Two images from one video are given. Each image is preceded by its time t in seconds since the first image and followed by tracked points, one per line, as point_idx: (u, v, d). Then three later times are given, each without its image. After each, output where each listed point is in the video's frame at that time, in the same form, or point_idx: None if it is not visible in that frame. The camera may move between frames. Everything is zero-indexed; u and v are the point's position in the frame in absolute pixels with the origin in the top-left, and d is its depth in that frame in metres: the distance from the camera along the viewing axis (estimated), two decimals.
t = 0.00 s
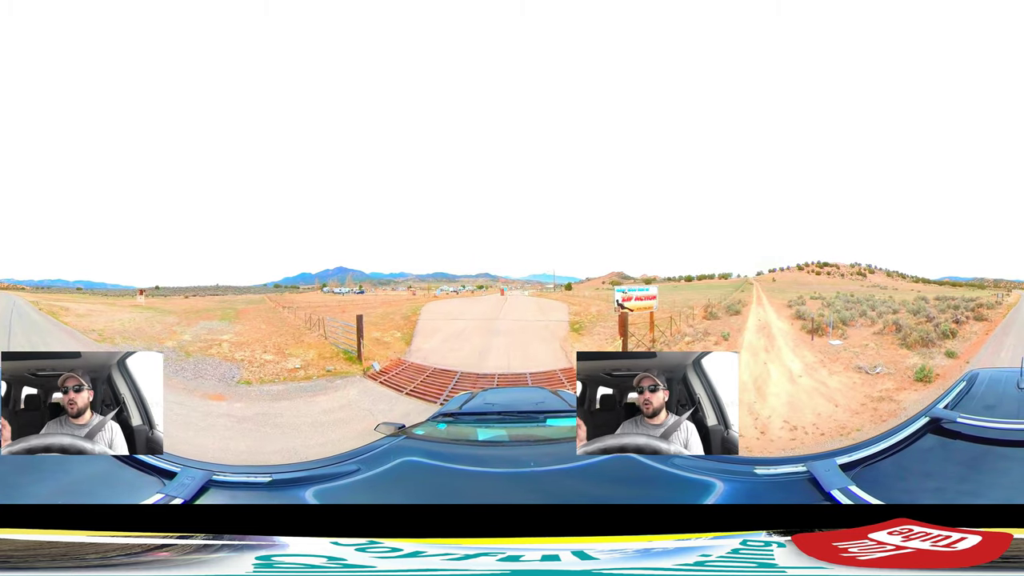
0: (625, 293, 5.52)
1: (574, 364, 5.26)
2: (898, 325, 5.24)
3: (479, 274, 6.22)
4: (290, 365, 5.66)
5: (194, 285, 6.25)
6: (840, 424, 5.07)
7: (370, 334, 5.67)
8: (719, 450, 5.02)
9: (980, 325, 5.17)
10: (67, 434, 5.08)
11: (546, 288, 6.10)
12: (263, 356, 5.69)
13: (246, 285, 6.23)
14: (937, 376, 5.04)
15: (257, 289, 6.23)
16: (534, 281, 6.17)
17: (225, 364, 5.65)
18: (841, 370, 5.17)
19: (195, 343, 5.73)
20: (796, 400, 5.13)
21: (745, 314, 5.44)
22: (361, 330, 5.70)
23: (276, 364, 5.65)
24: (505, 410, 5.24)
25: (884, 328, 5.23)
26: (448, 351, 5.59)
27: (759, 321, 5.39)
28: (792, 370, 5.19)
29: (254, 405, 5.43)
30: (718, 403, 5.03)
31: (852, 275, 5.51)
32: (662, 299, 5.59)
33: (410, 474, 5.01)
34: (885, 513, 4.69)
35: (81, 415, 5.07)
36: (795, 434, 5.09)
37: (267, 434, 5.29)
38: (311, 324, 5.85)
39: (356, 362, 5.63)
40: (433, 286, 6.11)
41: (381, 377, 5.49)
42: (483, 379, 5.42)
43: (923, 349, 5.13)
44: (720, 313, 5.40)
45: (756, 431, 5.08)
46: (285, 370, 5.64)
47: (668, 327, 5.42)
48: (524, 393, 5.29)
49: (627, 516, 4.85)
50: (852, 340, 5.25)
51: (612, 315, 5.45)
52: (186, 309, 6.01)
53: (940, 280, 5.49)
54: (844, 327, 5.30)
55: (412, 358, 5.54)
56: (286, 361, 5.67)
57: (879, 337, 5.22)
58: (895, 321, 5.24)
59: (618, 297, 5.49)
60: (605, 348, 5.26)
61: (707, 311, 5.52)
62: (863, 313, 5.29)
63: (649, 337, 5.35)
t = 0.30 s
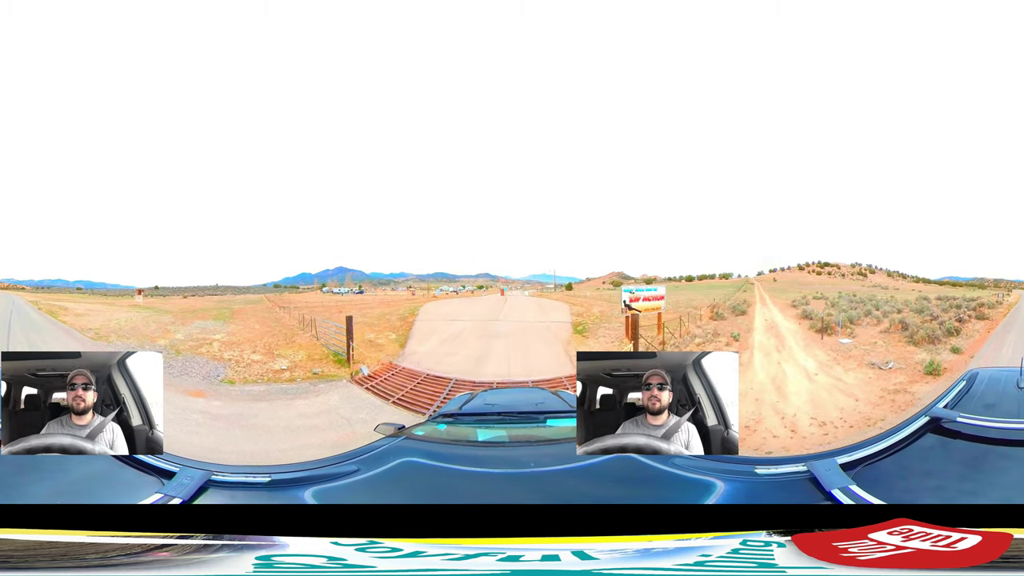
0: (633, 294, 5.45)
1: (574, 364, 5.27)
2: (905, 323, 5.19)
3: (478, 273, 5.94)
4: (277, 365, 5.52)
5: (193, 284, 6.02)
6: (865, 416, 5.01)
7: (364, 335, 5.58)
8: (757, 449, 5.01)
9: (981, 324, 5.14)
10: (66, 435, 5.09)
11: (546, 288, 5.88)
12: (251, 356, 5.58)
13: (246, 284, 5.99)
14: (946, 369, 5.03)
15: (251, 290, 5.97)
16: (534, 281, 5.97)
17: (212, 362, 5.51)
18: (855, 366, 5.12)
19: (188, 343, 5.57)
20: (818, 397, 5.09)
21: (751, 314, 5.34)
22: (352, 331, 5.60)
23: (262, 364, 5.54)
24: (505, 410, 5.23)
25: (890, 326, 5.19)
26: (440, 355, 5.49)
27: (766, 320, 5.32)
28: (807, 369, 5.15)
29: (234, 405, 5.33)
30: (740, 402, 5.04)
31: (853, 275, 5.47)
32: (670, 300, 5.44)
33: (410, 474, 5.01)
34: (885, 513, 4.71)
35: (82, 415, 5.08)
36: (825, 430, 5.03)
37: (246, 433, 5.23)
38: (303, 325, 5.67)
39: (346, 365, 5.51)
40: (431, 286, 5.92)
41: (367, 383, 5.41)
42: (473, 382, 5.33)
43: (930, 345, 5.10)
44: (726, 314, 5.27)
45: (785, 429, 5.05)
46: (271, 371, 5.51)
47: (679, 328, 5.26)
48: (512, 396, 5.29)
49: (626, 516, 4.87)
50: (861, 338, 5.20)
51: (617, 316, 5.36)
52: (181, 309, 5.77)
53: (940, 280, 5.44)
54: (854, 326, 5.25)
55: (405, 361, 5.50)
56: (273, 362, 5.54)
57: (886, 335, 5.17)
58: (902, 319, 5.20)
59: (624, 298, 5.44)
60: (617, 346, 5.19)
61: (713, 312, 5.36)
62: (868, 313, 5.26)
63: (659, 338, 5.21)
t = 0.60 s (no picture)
0: (640, 293, 5.39)
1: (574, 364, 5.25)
2: (909, 321, 5.18)
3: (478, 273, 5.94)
4: (264, 366, 5.48)
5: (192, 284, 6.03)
6: (883, 408, 4.98)
7: (357, 337, 5.50)
8: (791, 447, 5.00)
9: (982, 323, 5.13)
10: (67, 435, 5.08)
11: (546, 288, 5.89)
12: (240, 356, 5.54)
13: (246, 284, 5.99)
14: (954, 363, 5.02)
15: (252, 289, 5.98)
16: (534, 281, 5.97)
17: (200, 361, 5.46)
18: (869, 363, 5.08)
19: (180, 341, 5.55)
20: (836, 392, 5.06)
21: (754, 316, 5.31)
22: (342, 334, 5.53)
23: (250, 364, 5.50)
24: (505, 411, 5.21)
25: (896, 325, 5.17)
26: (431, 361, 5.47)
27: (772, 320, 5.31)
28: (821, 367, 5.13)
29: (212, 403, 5.26)
30: (762, 403, 5.07)
31: (854, 275, 5.46)
32: (676, 300, 5.40)
33: (411, 475, 5.01)
34: (885, 513, 4.73)
35: (82, 415, 5.09)
36: (851, 423, 5.00)
37: (221, 432, 5.15)
38: (297, 325, 5.68)
39: (335, 368, 5.44)
40: (431, 286, 5.92)
41: (353, 389, 5.37)
42: (467, 386, 5.34)
43: (935, 342, 5.10)
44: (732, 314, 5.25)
45: (812, 425, 5.04)
46: (258, 371, 5.46)
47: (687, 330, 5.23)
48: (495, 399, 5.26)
49: (626, 516, 4.89)
50: (869, 336, 5.18)
51: (623, 317, 5.31)
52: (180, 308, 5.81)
53: (940, 280, 5.44)
54: (862, 325, 5.23)
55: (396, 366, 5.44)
56: (261, 362, 5.50)
57: (892, 334, 5.16)
58: (907, 318, 5.18)
59: (631, 298, 5.37)
60: (626, 347, 5.16)
61: (718, 312, 5.32)
62: (873, 312, 5.24)
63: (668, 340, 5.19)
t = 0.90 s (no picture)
0: (648, 294, 5.38)
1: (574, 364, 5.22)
2: (914, 321, 5.17)
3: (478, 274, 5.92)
4: (252, 366, 5.46)
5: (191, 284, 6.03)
6: (899, 401, 4.97)
7: (351, 338, 5.49)
8: (825, 442, 4.95)
9: (984, 321, 5.13)
10: (67, 435, 5.08)
11: (547, 288, 5.88)
12: (228, 356, 5.54)
13: (245, 284, 5.98)
14: (959, 359, 5.00)
15: (251, 288, 5.96)
16: (534, 281, 5.95)
17: (189, 358, 5.46)
18: (879, 360, 5.07)
19: (171, 339, 5.56)
20: (853, 387, 5.03)
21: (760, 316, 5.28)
22: (331, 337, 5.48)
23: (238, 364, 5.49)
24: (505, 412, 5.19)
25: (901, 323, 5.16)
26: (419, 366, 5.42)
27: (778, 320, 5.29)
28: (834, 364, 5.10)
29: (192, 399, 5.23)
30: (783, 402, 5.05)
31: (854, 275, 5.46)
32: (685, 301, 5.38)
33: (411, 476, 5.02)
34: (885, 513, 4.75)
35: (82, 415, 5.09)
36: (873, 415, 4.97)
37: (198, 428, 5.13)
38: (289, 326, 5.65)
39: (322, 370, 5.38)
40: (430, 285, 5.92)
41: (335, 396, 5.30)
42: (467, 389, 5.30)
43: (941, 340, 5.08)
44: (737, 315, 5.23)
45: (838, 419, 4.99)
46: (244, 371, 5.45)
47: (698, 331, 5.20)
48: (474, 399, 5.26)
49: (626, 515, 4.90)
50: (876, 335, 5.18)
51: (631, 318, 5.28)
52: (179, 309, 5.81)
53: (940, 280, 5.43)
54: (869, 324, 5.22)
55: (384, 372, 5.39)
56: (249, 362, 5.48)
57: (897, 332, 5.15)
58: (912, 317, 5.18)
59: (640, 299, 5.36)
60: (633, 348, 5.15)
61: (725, 312, 5.30)
62: (877, 311, 5.24)
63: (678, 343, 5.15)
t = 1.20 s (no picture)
0: (660, 293, 5.30)
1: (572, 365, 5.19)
2: (919, 319, 5.16)
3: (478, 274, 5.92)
4: (237, 365, 5.51)
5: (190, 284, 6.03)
6: (914, 392, 4.99)
7: (344, 339, 5.57)
8: (857, 430, 4.97)
9: (986, 320, 5.12)
10: (66, 434, 5.09)
11: (547, 288, 5.87)
12: (216, 354, 5.55)
13: (245, 284, 6.00)
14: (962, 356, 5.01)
15: (251, 289, 5.97)
16: (535, 281, 5.94)
17: (177, 356, 5.46)
18: (889, 355, 5.09)
19: (164, 338, 5.56)
20: (869, 381, 5.05)
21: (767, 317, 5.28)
22: (318, 338, 5.57)
23: (224, 363, 5.50)
24: (506, 416, 5.20)
25: (906, 322, 5.17)
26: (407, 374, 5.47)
27: (786, 320, 5.28)
28: (846, 360, 5.12)
29: (169, 394, 5.23)
30: (806, 399, 5.08)
31: (853, 275, 5.47)
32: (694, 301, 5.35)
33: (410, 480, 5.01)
34: (885, 513, 4.74)
35: (82, 415, 5.08)
36: (893, 404, 4.99)
37: (170, 419, 5.18)
38: (280, 326, 5.69)
39: (307, 373, 5.48)
40: (430, 285, 5.95)
41: (316, 401, 5.36)
42: (468, 391, 5.34)
43: (945, 336, 5.10)
44: (745, 315, 5.22)
45: (862, 410, 5.01)
46: (229, 370, 5.48)
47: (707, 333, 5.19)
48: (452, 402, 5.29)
49: (626, 516, 4.89)
50: (883, 332, 5.19)
51: (641, 320, 5.23)
52: (178, 309, 5.83)
53: (940, 280, 5.43)
54: (876, 322, 5.23)
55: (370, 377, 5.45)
56: (235, 362, 5.53)
57: (903, 330, 5.16)
58: (917, 315, 5.18)
59: (650, 299, 5.28)
60: (644, 350, 5.12)
61: (731, 312, 5.29)
62: (882, 310, 5.26)
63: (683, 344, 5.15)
